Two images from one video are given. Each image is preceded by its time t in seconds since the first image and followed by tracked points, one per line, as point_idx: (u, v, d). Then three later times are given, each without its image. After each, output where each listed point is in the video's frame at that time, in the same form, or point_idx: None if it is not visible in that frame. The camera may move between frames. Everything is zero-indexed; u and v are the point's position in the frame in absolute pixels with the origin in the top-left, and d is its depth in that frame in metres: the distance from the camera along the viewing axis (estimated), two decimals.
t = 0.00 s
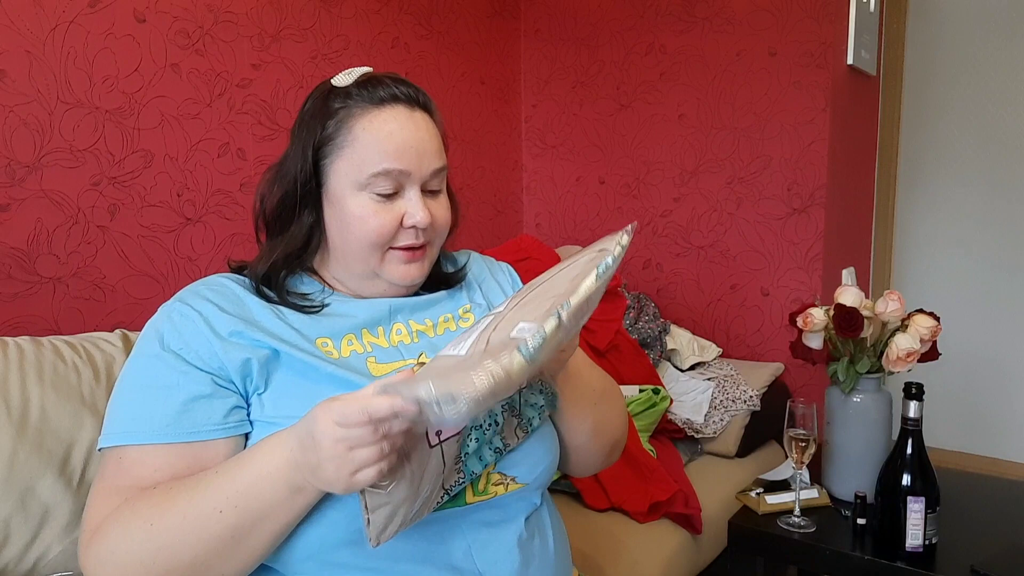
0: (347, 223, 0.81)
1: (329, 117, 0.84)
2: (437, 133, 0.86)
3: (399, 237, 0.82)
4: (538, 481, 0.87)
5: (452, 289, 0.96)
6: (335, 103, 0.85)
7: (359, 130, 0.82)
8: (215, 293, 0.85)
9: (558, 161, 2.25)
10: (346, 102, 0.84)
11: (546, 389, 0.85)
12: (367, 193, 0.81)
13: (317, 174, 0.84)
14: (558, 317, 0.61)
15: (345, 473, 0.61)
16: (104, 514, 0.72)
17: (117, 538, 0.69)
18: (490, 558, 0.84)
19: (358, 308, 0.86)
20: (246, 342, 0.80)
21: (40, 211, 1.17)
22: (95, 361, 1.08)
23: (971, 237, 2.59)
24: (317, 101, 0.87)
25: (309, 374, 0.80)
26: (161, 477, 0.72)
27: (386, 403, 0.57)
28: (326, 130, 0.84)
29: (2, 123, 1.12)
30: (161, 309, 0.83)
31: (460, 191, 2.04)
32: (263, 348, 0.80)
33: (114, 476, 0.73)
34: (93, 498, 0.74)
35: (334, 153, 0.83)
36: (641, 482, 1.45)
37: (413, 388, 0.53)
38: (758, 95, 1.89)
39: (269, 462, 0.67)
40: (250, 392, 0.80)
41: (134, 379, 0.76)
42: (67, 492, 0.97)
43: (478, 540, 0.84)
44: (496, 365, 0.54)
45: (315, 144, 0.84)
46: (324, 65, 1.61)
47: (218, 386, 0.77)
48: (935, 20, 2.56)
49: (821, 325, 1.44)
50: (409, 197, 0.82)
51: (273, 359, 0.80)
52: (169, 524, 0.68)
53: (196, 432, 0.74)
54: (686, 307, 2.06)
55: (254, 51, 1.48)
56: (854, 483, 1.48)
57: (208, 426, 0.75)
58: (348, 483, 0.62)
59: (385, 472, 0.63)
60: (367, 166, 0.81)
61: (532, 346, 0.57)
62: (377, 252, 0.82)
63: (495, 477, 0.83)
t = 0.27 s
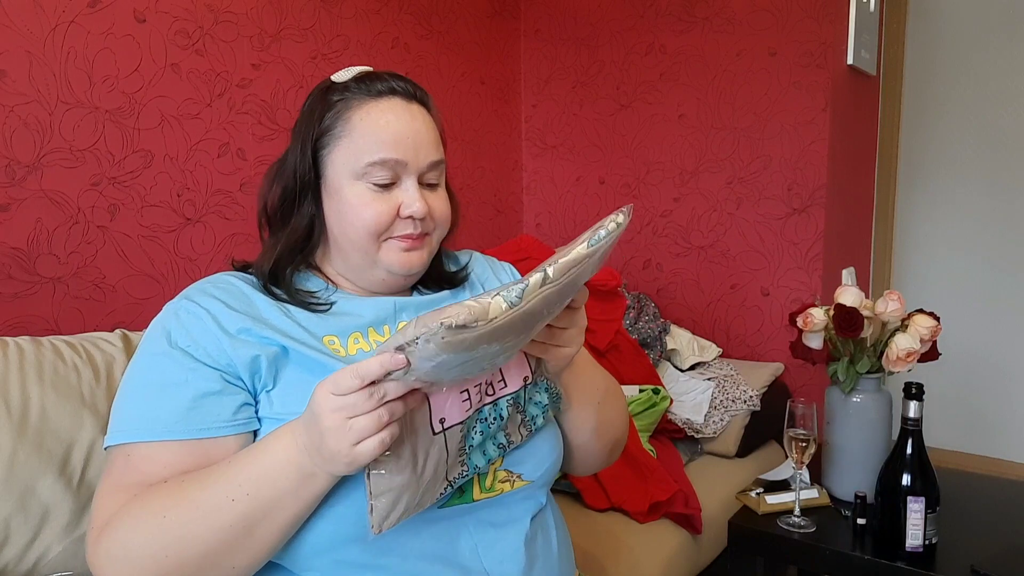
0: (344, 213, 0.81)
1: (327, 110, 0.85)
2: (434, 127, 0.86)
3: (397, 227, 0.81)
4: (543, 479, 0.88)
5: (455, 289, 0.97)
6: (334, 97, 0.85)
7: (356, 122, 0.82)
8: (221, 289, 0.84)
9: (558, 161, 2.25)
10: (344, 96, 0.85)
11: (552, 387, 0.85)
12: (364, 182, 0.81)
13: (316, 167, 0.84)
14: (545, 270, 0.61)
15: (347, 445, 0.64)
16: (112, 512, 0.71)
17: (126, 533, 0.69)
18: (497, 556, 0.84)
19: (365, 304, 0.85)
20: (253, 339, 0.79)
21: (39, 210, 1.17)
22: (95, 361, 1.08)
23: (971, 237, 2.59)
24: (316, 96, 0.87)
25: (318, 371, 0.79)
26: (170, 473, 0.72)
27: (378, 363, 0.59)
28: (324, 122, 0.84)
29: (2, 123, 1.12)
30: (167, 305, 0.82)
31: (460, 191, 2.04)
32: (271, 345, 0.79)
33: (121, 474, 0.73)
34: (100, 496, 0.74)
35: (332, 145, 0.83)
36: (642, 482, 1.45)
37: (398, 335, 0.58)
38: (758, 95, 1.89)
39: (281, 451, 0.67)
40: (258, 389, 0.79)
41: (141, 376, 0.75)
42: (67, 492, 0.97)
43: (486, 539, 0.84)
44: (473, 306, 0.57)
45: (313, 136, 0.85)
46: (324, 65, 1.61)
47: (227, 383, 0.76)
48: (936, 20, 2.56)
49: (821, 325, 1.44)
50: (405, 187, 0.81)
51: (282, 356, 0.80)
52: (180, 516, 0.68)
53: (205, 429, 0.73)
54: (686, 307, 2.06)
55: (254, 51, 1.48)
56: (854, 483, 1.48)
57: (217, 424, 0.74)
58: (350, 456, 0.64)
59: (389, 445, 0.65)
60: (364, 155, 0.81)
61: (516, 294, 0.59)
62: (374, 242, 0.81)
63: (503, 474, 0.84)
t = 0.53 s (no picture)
0: (346, 212, 0.81)
1: (331, 109, 0.85)
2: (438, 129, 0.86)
3: (399, 228, 0.81)
4: (544, 478, 0.88)
5: (458, 289, 0.96)
6: (338, 97, 0.85)
7: (360, 122, 0.82)
8: (226, 286, 0.84)
9: (558, 161, 2.25)
10: (349, 95, 0.85)
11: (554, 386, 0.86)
12: (368, 181, 0.81)
13: (319, 165, 0.84)
14: (554, 274, 0.61)
15: (353, 441, 0.64)
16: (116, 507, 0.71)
17: (131, 528, 0.69)
18: (497, 554, 0.84)
19: (369, 303, 0.85)
20: (258, 335, 0.79)
21: (39, 210, 1.17)
22: (95, 361, 1.08)
23: (971, 237, 2.59)
24: (321, 96, 0.87)
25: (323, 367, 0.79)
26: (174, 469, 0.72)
27: (387, 360, 0.60)
28: (328, 122, 0.84)
29: (2, 123, 1.12)
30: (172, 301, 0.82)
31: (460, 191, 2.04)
32: (276, 341, 0.79)
33: (126, 469, 0.73)
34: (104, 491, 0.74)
35: (336, 144, 0.83)
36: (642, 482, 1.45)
37: (407, 334, 0.58)
38: (758, 95, 1.89)
39: (287, 447, 0.67)
40: (263, 385, 0.79)
41: (147, 371, 0.75)
42: (67, 492, 0.97)
43: (486, 537, 0.84)
44: (484, 306, 0.57)
45: (317, 135, 0.84)
46: (324, 65, 1.61)
47: (232, 379, 0.76)
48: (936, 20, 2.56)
49: (821, 325, 1.44)
50: (408, 187, 0.81)
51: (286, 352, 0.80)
52: (185, 511, 0.68)
53: (210, 424, 0.73)
54: (686, 307, 2.06)
55: (254, 51, 1.48)
56: (854, 483, 1.48)
57: (222, 420, 0.74)
58: (357, 451, 0.64)
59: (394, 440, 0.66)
60: (368, 155, 0.81)
61: (526, 297, 0.59)
62: (376, 242, 0.81)
63: (505, 473, 0.84)
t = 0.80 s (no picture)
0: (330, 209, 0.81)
1: (328, 109, 0.85)
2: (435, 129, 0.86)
3: (379, 225, 0.80)
4: (544, 477, 0.88)
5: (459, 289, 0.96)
6: (335, 96, 0.86)
7: (350, 120, 0.82)
8: (228, 284, 0.84)
9: (558, 161, 2.25)
10: (345, 95, 0.85)
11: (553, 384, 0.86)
12: (353, 179, 0.80)
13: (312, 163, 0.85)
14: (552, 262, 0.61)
15: (353, 429, 0.64)
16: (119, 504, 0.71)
17: (133, 524, 0.69)
18: (497, 552, 0.83)
19: (370, 300, 0.85)
20: (260, 333, 0.79)
21: (39, 210, 1.17)
22: (95, 361, 1.08)
23: (970, 237, 2.59)
24: (321, 98, 0.88)
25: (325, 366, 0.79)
26: (177, 465, 0.72)
27: (385, 347, 0.60)
28: (323, 121, 0.84)
29: (2, 123, 1.12)
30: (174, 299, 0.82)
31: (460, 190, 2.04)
32: (278, 339, 0.79)
33: (128, 466, 0.72)
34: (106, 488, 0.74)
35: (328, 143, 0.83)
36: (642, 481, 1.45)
37: (405, 320, 0.59)
38: (758, 95, 1.89)
39: (288, 441, 0.67)
40: (265, 383, 0.79)
41: (149, 368, 0.75)
42: (67, 492, 0.97)
43: (487, 535, 0.84)
44: (480, 291, 0.57)
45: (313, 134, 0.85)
46: (324, 65, 1.61)
47: (234, 376, 0.76)
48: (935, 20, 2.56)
49: (821, 325, 1.44)
50: (392, 186, 0.81)
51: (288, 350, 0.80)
52: (188, 507, 0.68)
53: (213, 422, 0.73)
54: (686, 307, 2.06)
55: (254, 51, 1.48)
56: (854, 483, 1.48)
57: (224, 418, 0.74)
58: (357, 439, 0.64)
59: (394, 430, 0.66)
60: (354, 153, 0.81)
61: (522, 284, 0.59)
62: (356, 239, 0.81)
63: (505, 473, 0.84)
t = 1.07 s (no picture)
0: (348, 213, 0.81)
1: (335, 110, 0.85)
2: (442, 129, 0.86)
3: (402, 227, 0.80)
4: (544, 477, 0.88)
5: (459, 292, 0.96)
6: (341, 98, 0.86)
7: (362, 122, 0.82)
8: (227, 289, 0.84)
9: (558, 161, 2.25)
10: (352, 96, 0.85)
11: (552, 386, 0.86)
12: (370, 181, 0.80)
13: (322, 166, 0.84)
14: (550, 265, 0.61)
15: (351, 426, 0.64)
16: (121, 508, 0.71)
17: (135, 527, 0.69)
18: (497, 552, 0.83)
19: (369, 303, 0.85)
20: (258, 337, 0.79)
21: (39, 210, 1.17)
22: (95, 361, 1.08)
23: (971, 236, 2.58)
24: (324, 98, 0.87)
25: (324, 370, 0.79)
26: (177, 469, 0.72)
27: (380, 344, 0.60)
28: (331, 123, 0.84)
29: (2, 123, 1.12)
30: (174, 304, 0.82)
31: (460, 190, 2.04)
32: (277, 343, 0.79)
33: (130, 471, 0.73)
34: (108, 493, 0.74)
35: (337, 144, 0.83)
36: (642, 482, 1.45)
37: (401, 316, 0.59)
38: (758, 95, 1.89)
39: (286, 441, 0.67)
40: (264, 387, 0.79)
41: (149, 373, 0.75)
42: (67, 492, 0.97)
43: (487, 536, 0.84)
44: (474, 290, 0.57)
45: (320, 136, 0.84)
46: (324, 65, 1.62)
47: (234, 380, 0.76)
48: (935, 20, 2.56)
49: (821, 325, 1.44)
50: (411, 187, 0.81)
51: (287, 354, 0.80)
52: (188, 509, 0.68)
53: (213, 426, 0.73)
54: (686, 307, 2.06)
55: (254, 51, 1.48)
56: (854, 483, 1.48)
57: (223, 422, 0.74)
58: (355, 437, 0.64)
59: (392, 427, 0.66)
60: (370, 155, 0.80)
61: (518, 285, 0.59)
62: (378, 242, 0.81)
63: (505, 472, 0.84)
